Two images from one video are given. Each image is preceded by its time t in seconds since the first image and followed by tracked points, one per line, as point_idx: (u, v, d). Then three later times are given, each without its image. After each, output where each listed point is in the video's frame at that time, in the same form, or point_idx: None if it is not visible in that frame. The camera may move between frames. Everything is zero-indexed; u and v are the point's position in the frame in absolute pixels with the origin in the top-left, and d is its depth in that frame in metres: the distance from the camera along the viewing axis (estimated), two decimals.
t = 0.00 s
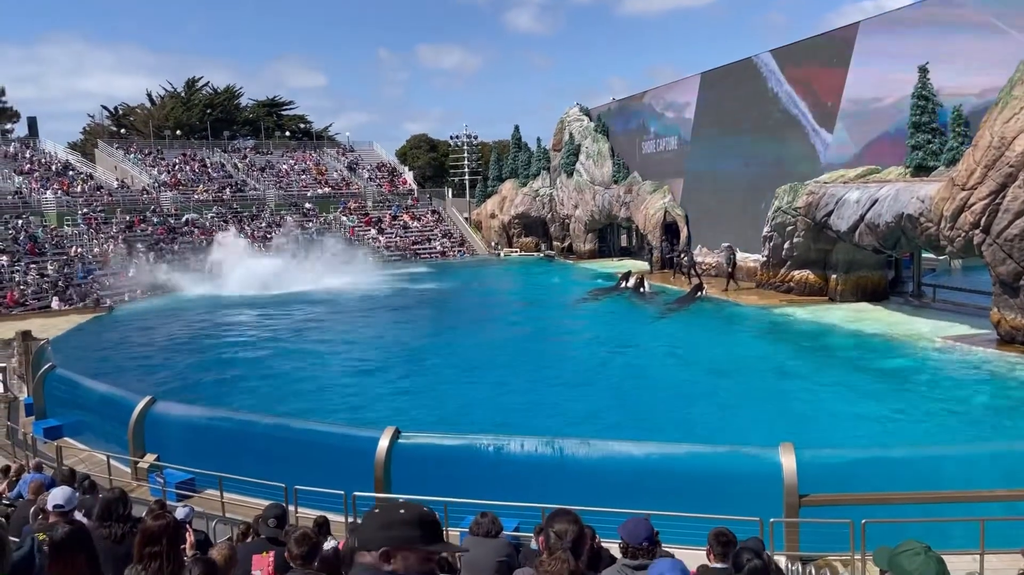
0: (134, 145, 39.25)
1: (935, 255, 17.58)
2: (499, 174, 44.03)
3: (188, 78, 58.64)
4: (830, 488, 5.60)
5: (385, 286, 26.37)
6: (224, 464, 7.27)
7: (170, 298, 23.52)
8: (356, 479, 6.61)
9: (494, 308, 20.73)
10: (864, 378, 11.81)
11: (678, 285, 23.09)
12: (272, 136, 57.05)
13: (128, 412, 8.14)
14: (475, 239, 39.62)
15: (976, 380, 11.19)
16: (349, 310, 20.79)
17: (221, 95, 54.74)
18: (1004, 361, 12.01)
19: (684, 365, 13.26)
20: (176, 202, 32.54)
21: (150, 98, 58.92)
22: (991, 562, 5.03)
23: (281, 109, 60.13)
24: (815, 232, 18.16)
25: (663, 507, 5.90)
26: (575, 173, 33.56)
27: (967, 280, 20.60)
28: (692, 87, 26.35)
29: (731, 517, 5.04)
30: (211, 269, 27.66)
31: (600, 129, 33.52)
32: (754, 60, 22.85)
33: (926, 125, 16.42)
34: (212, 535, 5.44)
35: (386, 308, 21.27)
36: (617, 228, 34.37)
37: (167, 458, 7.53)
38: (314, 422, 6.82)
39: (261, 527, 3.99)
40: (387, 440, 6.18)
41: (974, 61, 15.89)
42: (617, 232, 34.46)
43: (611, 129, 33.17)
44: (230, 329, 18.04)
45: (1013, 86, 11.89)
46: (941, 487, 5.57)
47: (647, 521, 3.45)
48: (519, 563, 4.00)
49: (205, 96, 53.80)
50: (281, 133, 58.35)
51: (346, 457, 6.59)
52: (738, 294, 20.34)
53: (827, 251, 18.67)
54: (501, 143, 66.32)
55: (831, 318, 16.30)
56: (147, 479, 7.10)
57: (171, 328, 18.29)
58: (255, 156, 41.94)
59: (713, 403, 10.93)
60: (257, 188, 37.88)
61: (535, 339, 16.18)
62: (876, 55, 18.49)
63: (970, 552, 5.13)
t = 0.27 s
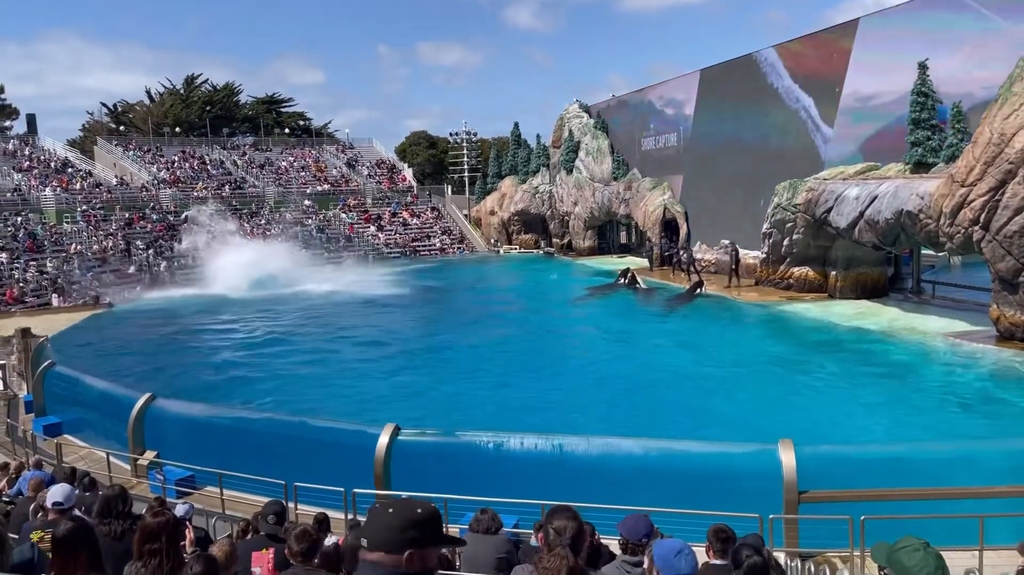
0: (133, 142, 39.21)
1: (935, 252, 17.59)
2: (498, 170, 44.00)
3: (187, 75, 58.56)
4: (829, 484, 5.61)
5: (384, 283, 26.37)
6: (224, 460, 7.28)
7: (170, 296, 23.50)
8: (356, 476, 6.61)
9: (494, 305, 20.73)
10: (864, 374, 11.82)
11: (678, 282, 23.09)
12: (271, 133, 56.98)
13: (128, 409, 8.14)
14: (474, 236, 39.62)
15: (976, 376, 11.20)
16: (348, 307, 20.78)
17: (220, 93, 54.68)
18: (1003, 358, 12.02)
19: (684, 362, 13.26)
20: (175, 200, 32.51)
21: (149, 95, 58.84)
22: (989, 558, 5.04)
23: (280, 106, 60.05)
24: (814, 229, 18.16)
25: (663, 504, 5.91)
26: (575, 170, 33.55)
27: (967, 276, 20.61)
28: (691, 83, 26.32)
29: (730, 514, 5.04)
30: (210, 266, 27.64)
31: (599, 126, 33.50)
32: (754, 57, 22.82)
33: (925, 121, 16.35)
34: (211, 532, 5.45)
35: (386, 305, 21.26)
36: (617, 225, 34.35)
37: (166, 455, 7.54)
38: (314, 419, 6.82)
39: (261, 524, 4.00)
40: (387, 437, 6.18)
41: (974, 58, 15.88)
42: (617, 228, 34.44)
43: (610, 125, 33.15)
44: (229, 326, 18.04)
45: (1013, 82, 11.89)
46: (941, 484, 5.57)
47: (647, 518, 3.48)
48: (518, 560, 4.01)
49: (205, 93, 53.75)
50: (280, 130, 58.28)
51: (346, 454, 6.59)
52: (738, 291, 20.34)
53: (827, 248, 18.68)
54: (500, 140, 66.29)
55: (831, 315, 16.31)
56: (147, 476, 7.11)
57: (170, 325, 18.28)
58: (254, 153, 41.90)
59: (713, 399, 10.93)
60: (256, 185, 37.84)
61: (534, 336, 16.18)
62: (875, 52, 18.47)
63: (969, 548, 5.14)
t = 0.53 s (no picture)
0: (131, 140, 39.13)
1: (934, 249, 17.54)
2: (497, 168, 43.97)
3: (185, 72, 58.45)
4: (827, 481, 5.62)
5: (383, 280, 26.35)
6: (222, 458, 7.28)
7: (168, 293, 23.47)
8: (355, 473, 6.61)
9: (493, 302, 20.73)
10: (862, 371, 11.83)
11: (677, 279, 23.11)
12: (269, 131, 56.88)
13: (126, 406, 8.13)
14: (473, 233, 39.62)
15: (974, 372, 11.21)
16: (346, 305, 20.78)
17: (218, 90, 54.58)
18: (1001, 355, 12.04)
19: (682, 359, 13.27)
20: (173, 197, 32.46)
21: (147, 92, 58.70)
22: (987, 554, 5.05)
23: (279, 103, 59.95)
24: (812, 226, 18.16)
25: (662, 501, 5.92)
26: (573, 167, 33.53)
27: (965, 273, 20.64)
28: (690, 80, 26.31)
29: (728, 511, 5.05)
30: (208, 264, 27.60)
31: (598, 123, 33.48)
32: (752, 53, 22.83)
33: (924, 118, 16.36)
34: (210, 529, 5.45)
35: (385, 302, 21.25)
36: (615, 222, 34.33)
37: (165, 453, 7.53)
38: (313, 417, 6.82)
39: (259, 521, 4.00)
40: (386, 434, 6.17)
41: (973, 54, 15.87)
42: (615, 225, 34.44)
43: (609, 122, 33.11)
44: (228, 323, 18.03)
45: (1011, 79, 11.88)
46: (939, 480, 5.58)
47: (645, 515, 3.49)
48: (517, 557, 4.03)
49: (203, 90, 53.66)
50: (278, 127, 58.19)
51: (345, 452, 6.59)
52: (737, 287, 20.35)
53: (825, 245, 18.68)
54: (498, 137, 66.27)
55: (829, 312, 16.31)
56: (146, 473, 7.11)
57: (168, 323, 18.26)
58: (252, 151, 41.83)
59: (711, 396, 10.94)
60: (254, 182, 37.78)
61: (533, 333, 16.19)
62: (874, 48, 18.46)
63: (967, 545, 5.15)
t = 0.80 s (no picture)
0: (128, 137, 39.01)
1: (932, 246, 17.55)
2: (495, 165, 43.95)
3: (183, 69, 58.31)
4: (823, 478, 5.64)
5: (380, 278, 26.32)
6: (221, 455, 7.28)
7: (165, 291, 23.41)
8: (354, 471, 6.62)
9: (492, 299, 20.74)
10: (859, 368, 11.85)
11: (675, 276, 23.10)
12: (267, 128, 56.76)
13: (125, 404, 8.12)
14: (471, 231, 39.60)
15: (969, 370, 11.25)
16: (344, 302, 20.76)
17: (216, 87, 54.43)
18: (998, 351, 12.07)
19: (680, 356, 13.29)
20: (171, 194, 32.39)
21: (144, 89, 58.50)
22: (984, 550, 5.07)
23: (276, 100, 59.80)
24: (810, 223, 18.17)
25: (660, 497, 5.92)
26: (571, 165, 33.49)
27: (962, 270, 20.68)
28: (688, 78, 26.30)
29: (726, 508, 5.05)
30: (207, 261, 27.63)
31: (596, 120, 33.47)
32: (751, 51, 22.83)
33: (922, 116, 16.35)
34: (209, 527, 5.45)
35: (383, 300, 21.23)
36: (613, 219, 34.32)
37: (163, 450, 7.52)
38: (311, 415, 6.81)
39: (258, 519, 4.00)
40: (385, 432, 6.16)
41: (970, 51, 15.88)
42: (613, 223, 34.43)
43: (607, 119, 33.08)
44: (225, 321, 18.00)
45: (1010, 76, 11.88)
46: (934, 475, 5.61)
47: (642, 511, 3.48)
48: (515, 553, 4.04)
49: (200, 88, 53.53)
50: (276, 124, 58.07)
51: (343, 449, 6.60)
52: (735, 285, 20.35)
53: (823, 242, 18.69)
54: (496, 134, 66.28)
55: (826, 309, 16.32)
56: (144, 471, 7.10)
57: (167, 320, 18.23)
58: (250, 148, 41.74)
59: (709, 393, 10.95)
60: (252, 180, 37.70)
61: (531, 330, 16.20)
62: (871, 45, 18.45)
63: (964, 541, 5.18)
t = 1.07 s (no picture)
0: (126, 135, 38.95)
1: (930, 244, 17.56)
2: (493, 163, 43.93)
3: (180, 67, 58.22)
4: (821, 475, 5.64)
5: (378, 276, 26.29)
6: (220, 454, 7.28)
7: (163, 289, 23.39)
8: (352, 469, 6.62)
9: (491, 297, 20.74)
10: (857, 365, 11.86)
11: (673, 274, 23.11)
12: (265, 126, 56.69)
13: (123, 403, 8.12)
14: (469, 228, 39.59)
15: (967, 367, 11.26)
16: (342, 300, 20.76)
17: (213, 84, 54.36)
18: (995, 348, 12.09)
19: (678, 354, 13.29)
20: (169, 192, 32.34)
21: (142, 87, 58.42)
22: (982, 547, 5.08)
23: (274, 98, 59.71)
24: (808, 221, 18.19)
25: (658, 495, 5.93)
26: (569, 162, 33.47)
27: (960, 267, 20.71)
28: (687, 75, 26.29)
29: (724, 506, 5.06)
30: (205, 259, 27.62)
31: (594, 118, 33.46)
32: (750, 48, 22.81)
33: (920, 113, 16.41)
34: (207, 526, 5.46)
35: (381, 298, 21.22)
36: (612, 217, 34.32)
37: (162, 449, 7.53)
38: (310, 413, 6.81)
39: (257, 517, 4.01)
40: (383, 430, 6.17)
41: (968, 49, 15.88)
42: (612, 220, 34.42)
43: (605, 117, 33.07)
44: (223, 319, 17.99)
45: (1007, 73, 11.90)
46: (931, 472, 5.62)
47: (641, 509, 3.48)
48: (514, 550, 4.05)
49: (198, 85, 53.45)
50: (274, 122, 58.00)
51: (342, 447, 6.60)
52: (733, 282, 20.37)
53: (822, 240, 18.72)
54: (495, 132, 66.25)
55: (824, 306, 16.34)
56: (143, 469, 7.11)
57: (164, 319, 18.22)
58: (248, 146, 41.68)
59: (706, 391, 10.96)
60: (250, 178, 37.67)
61: (530, 328, 16.20)
62: (870, 43, 18.46)
63: (961, 538, 5.18)
